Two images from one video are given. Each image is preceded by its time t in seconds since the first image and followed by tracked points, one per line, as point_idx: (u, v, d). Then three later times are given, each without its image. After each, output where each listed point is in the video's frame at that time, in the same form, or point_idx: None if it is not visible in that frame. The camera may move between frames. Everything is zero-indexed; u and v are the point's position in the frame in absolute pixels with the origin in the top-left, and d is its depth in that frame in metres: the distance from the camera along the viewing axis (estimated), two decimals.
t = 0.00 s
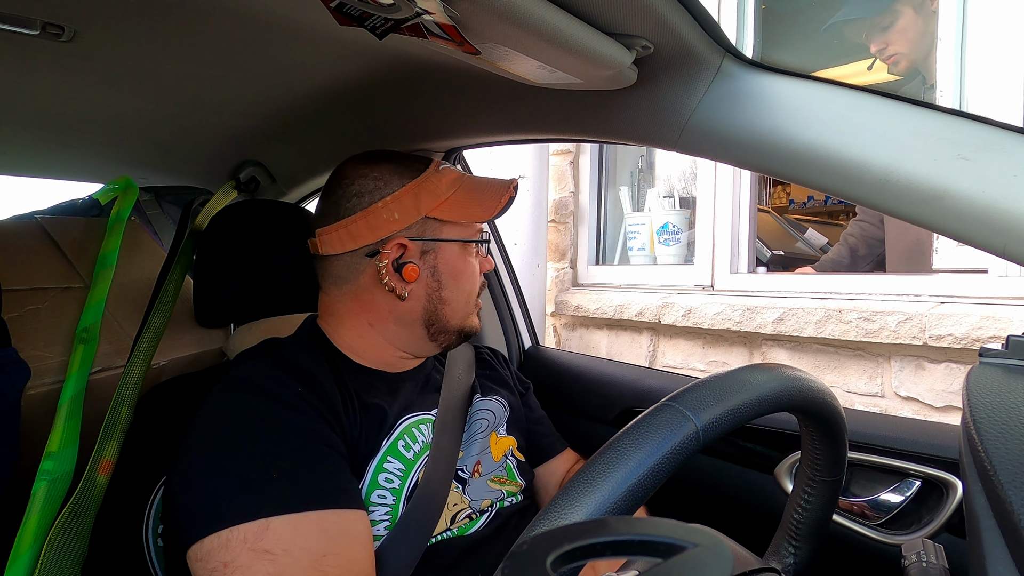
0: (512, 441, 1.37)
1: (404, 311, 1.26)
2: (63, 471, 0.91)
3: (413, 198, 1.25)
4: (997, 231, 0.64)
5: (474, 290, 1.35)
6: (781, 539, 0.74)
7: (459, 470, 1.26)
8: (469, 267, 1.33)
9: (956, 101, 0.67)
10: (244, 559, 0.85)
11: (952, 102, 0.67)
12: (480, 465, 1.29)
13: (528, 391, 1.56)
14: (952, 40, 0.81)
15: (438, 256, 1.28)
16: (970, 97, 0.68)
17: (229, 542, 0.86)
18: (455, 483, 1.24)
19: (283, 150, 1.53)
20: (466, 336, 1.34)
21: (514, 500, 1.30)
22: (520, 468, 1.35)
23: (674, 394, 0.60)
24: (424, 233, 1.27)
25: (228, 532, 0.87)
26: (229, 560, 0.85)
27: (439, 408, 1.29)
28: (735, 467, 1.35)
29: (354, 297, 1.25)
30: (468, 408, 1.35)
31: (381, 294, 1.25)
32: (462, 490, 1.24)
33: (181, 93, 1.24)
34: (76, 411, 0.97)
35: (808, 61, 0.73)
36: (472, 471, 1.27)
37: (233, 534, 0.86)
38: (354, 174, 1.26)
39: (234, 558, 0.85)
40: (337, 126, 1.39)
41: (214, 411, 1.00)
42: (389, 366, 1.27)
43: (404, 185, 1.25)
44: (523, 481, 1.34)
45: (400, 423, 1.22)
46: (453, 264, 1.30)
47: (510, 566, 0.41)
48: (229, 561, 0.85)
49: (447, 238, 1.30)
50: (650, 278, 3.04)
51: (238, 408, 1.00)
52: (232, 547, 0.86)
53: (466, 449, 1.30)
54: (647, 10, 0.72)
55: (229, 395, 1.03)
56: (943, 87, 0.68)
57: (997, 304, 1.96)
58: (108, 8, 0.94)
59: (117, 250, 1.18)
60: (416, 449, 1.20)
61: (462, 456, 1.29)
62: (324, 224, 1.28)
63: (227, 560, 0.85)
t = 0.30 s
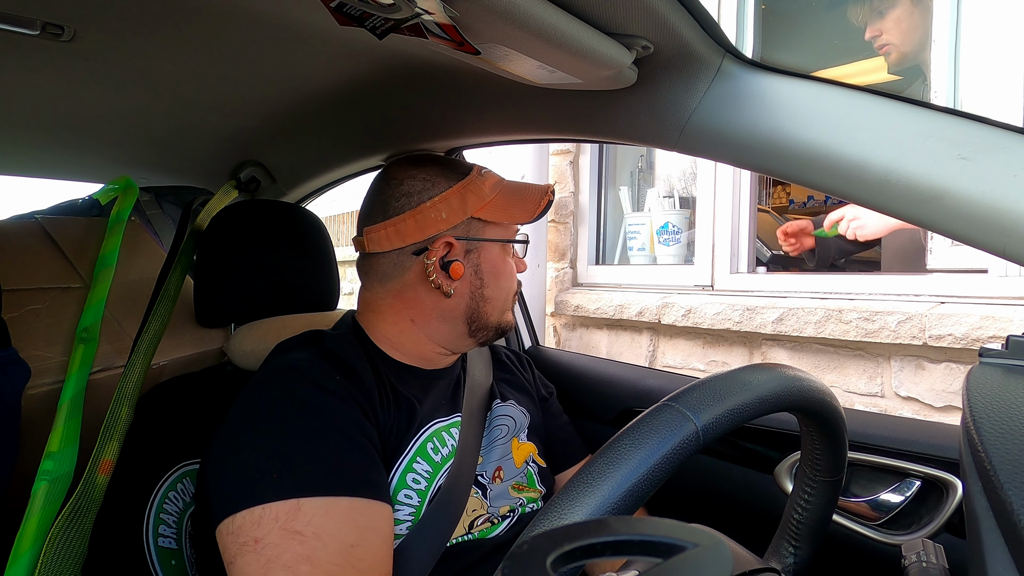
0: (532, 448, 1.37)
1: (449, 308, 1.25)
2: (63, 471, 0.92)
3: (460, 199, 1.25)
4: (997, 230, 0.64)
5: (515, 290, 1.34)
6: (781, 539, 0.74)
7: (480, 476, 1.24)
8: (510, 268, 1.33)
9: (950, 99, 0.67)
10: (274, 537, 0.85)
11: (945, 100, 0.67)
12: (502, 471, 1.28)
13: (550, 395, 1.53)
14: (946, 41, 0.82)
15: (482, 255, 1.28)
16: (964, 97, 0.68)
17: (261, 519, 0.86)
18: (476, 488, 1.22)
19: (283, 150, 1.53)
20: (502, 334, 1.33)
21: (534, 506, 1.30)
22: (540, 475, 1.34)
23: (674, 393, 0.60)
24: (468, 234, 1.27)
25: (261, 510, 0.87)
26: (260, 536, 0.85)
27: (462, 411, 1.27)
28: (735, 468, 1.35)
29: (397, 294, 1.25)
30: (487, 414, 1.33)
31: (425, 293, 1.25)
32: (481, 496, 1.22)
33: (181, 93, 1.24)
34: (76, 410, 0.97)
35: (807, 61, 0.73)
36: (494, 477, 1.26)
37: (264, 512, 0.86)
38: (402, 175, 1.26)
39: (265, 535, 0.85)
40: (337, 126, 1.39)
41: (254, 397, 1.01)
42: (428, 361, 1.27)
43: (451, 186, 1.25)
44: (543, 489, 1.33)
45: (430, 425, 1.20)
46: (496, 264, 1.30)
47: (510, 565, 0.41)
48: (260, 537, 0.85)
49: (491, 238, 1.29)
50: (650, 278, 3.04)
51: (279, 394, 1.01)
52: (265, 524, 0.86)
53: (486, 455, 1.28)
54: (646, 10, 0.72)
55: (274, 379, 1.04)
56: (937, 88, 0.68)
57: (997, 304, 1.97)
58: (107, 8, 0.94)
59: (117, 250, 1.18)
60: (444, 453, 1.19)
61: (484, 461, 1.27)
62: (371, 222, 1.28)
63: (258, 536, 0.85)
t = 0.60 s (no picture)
0: (521, 441, 1.36)
1: (427, 299, 1.28)
2: (64, 471, 0.92)
3: (424, 190, 1.26)
4: (997, 230, 0.64)
5: (488, 275, 1.38)
6: (781, 539, 0.74)
7: (470, 467, 1.24)
8: (480, 252, 1.36)
9: (944, 99, 0.67)
10: (271, 523, 0.85)
11: (940, 99, 0.67)
12: (491, 462, 1.27)
13: (541, 392, 1.53)
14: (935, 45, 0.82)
15: (452, 242, 1.31)
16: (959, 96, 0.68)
17: (256, 507, 0.86)
18: (466, 479, 1.22)
19: (283, 150, 1.53)
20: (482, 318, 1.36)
21: (525, 499, 1.29)
22: (529, 468, 1.33)
23: (674, 393, 0.60)
24: (436, 224, 1.30)
25: (255, 499, 0.87)
26: (256, 523, 0.85)
27: (448, 405, 1.26)
28: (735, 468, 1.35)
29: (375, 292, 1.26)
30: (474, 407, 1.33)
31: (402, 287, 1.27)
32: (473, 486, 1.22)
33: (182, 93, 1.24)
34: (76, 410, 0.97)
35: (808, 61, 0.73)
36: (483, 469, 1.25)
37: (259, 501, 0.87)
38: (363, 175, 1.26)
39: (262, 522, 0.85)
40: (337, 126, 1.39)
41: (253, 394, 1.01)
42: (416, 355, 1.28)
43: (413, 179, 1.26)
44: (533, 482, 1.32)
45: (416, 417, 1.20)
46: (467, 250, 1.33)
47: (510, 565, 0.41)
48: (257, 524, 0.85)
49: (458, 225, 1.32)
50: (650, 278, 3.04)
51: (276, 391, 1.01)
52: (260, 512, 0.86)
53: (475, 447, 1.27)
54: (646, 9, 0.72)
55: (273, 375, 1.04)
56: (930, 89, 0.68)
57: (997, 304, 1.97)
58: (107, 7, 0.94)
59: (117, 250, 1.18)
60: (431, 444, 1.19)
61: (473, 453, 1.26)
62: (339, 228, 1.27)
63: (255, 524, 0.85)
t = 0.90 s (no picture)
0: (510, 436, 1.36)
1: (407, 298, 1.29)
2: (64, 471, 0.92)
3: (396, 188, 1.26)
4: (997, 230, 0.64)
5: (465, 268, 1.39)
6: (781, 539, 0.74)
7: (459, 463, 1.24)
8: (456, 246, 1.37)
9: (938, 96, 0.68)
10: (265, 527, 0.85)
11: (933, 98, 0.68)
12: (481, 458, 1.27)
13: (530, 388, 1.53)
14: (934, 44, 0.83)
15: (429, 239, 1.32)
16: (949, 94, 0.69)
17: (249, 513, 0.86)
18: (456, 475, 1.22)
19: (283, 150, 1.53)
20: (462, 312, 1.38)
21: (516, 493, 1.29)
22: (519, 462, 1.34)
23: (674, 393, 0.60)
24: (412, 221, 1.30)
25: (248, 505, 0.86)
26: (250, 528, 0.85)
27: (434, 402, 1.27)
28: (735, 468, 1.35)
29: (354, 293, 1.26)
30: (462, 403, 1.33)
31: (380, 286, 1.27)
32: (463, 483, 1.22)
33: (182, 93, 1.24)
34: (76, 411, 0.97)
35: (810, 60, 0.72)
36: (473, 464, 1.26)
37: (253, 505, 0.86)
38: (333, 176, 1.26)
39: (256, 526, 0.85)
40: (336, 125, 1.39)
41: (250, 394, 1.01)
42: (398, 354, 1.29)
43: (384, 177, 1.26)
44: (523, 475, 1.33)
45: (403, 416, 1.20)
46: (443, 245, 1.34)
47: (510, 566, 0.41)
48: (251, 529, 0.84)
49: (434, 220, 1.33)
50: (650, 278, 3.04)
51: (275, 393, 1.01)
52: (253, 517, 0.85)
53: (465, 444, 1.28)
54: (647, 10, 0.72)
55: (271, 380, 1.04)
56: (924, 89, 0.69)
57: (997, 304, 1.97)
58: (107, 8, 0.94)
59: (117, 250, 1.18)
60: (420, 441, 1.19)
61: (462, 450, 1.27)
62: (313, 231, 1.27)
63: (248, 529, 0.84)
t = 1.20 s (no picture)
0: (519, 441, 1.36)
1: (424, 299, 1.29)
2: (63, 471, 0.92)
3: (418, 189, 1.27)
4: (997, 230, 0.64)
5: (481, 271, 1.39)
6: (780, 539, 0.74)
7: (471, 467, 1.24)
8: (474, 249, 1.37)
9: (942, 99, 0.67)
10: (287, 522, 0.84)
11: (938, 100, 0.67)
12: (491, 462, 1.27)
13: (537, 393, 1.54)
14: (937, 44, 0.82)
15: (448, 240, 1.32)
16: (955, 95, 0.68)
17: (269, 508, 0.85)
18: (467, 479, 1.22)
19: (282, 150, 1.53)
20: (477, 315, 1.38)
21: (525, 498, 1.29)
22: (528, 467, 1.34)
23: (674, 394, 0.60)
24: (432, 222, 1.31)
25: (268, 500, 0.86)
26: (271, 524, 0.84)
27: (448, 405, 1.26)
28: (735, 468, 1.35)
29: (372, 293, 1.25)
30: (474, 406, 1.33)
31: (398, 287, 1.27)
32: (474, 487, 1.22)
33: (182, 93, 1.24)
34: (76, 411, 0.97)
35: (808, 61, 0.72)
36: (484, 468, 1.25)
37: (273, 501, 0.86)
38: (356, 176, 1.26)
39: (276, 522, 0.84)
40: (337, 126, 1.39)
41: (250, 394, 1.01)
42: (413, 355, 1.28)
43: (407, 178, 1.27)
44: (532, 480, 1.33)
45: (418, 418, 1.20)
46: (461, 247, 1.34)
47: (510, 566, 0.41)
48: (272, 525, 0.84)
49: (453, 222, 1.33)
50: (650, 278, 3.04)
51: (275, 391, 1.01)
52: (274, 513, 0.85)
53: (475, 447, 1.28)
54: (647, 10, 0.72)
55: (270, 377, 1.04)
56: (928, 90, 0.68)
57: (997, 304, 1.97)
58: (108, 8, 0.94)
59: (117, 250, 1.18)
60: (433, 445, 1.19)
61: (473, 453, 1.27)
62: (334, 231, 1.26)
63: (269, 525, 0.84)
